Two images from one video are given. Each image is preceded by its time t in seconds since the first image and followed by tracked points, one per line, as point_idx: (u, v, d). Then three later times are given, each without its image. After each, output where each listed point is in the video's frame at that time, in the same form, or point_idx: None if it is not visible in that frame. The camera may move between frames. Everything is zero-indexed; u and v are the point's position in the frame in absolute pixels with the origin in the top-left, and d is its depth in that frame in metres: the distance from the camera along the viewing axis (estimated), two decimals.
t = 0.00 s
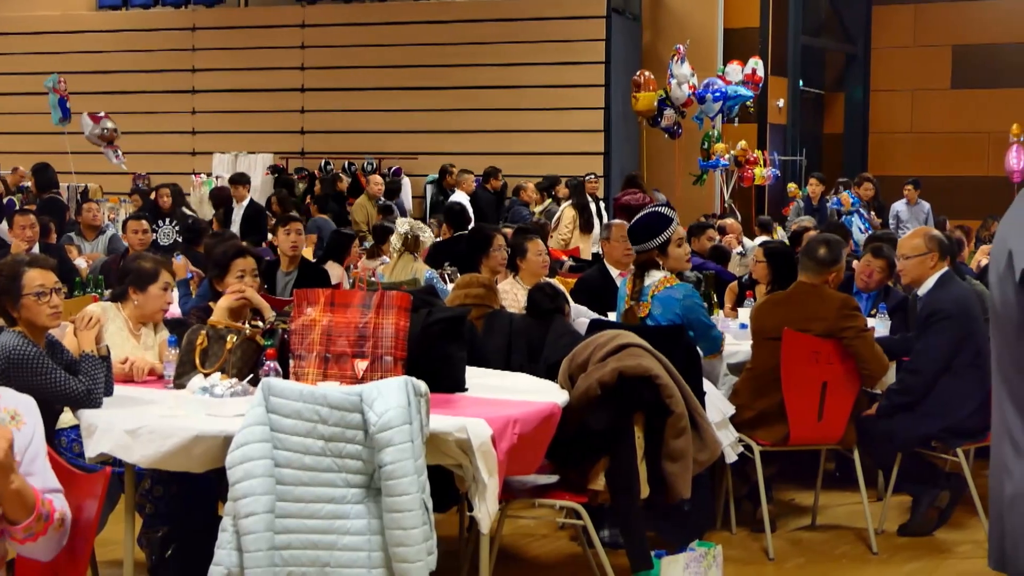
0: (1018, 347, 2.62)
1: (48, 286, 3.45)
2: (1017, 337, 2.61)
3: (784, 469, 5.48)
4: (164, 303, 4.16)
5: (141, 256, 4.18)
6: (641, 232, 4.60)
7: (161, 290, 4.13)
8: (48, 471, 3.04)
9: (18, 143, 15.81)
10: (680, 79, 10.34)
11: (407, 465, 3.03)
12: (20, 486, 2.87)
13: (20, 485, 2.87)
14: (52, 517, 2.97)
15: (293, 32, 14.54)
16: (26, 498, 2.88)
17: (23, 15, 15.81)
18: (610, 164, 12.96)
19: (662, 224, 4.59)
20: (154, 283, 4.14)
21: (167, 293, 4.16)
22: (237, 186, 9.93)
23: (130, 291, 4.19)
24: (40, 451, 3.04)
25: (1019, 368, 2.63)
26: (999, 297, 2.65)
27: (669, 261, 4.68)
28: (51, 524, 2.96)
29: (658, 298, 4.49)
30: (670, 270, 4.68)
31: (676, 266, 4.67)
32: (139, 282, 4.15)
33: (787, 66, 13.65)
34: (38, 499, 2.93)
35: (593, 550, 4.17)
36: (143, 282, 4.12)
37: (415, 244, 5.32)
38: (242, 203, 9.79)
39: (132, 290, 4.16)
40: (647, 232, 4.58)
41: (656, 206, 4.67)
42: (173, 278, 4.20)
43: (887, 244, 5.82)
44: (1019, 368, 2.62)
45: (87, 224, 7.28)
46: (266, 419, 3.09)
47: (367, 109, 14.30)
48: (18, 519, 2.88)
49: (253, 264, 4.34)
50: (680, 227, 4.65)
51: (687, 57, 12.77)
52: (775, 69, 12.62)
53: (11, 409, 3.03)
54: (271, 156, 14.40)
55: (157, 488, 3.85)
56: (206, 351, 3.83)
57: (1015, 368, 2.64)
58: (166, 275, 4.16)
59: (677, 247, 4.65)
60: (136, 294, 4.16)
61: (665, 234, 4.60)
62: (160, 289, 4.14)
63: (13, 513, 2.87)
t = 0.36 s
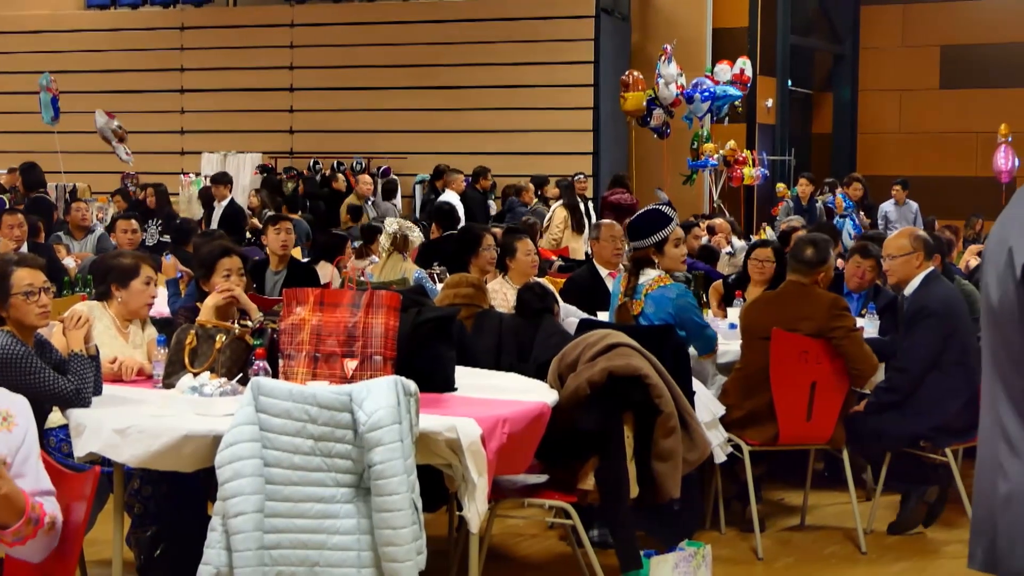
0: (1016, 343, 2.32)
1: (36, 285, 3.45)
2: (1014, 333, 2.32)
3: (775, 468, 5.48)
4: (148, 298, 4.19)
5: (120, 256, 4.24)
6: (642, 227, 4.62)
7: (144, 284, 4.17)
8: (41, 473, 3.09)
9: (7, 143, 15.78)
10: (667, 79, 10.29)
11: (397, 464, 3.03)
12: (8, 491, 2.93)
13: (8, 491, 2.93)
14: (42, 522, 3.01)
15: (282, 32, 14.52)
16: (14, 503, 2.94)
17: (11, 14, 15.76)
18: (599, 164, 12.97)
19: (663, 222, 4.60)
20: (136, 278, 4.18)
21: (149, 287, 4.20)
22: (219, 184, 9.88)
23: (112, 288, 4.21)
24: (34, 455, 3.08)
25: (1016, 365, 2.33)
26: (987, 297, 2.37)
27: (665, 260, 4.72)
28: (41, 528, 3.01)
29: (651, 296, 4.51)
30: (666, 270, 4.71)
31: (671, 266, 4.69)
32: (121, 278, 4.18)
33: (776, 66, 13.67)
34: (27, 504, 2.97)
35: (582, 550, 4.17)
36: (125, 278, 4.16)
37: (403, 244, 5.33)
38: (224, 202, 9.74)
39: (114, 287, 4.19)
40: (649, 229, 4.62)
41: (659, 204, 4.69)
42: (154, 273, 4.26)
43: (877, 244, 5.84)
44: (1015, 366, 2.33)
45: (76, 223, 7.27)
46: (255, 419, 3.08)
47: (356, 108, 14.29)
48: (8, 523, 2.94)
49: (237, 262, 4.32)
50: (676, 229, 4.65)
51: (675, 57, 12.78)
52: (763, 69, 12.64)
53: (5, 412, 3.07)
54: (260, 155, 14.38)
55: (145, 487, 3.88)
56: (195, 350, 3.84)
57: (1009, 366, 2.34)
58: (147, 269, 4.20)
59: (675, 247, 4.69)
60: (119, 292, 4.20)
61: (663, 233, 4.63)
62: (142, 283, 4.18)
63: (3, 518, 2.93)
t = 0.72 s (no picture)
0: None
1: (40, 285, 3.44)
2: None
3: (777, 467, 5.49)
4: (147, 296, 4.18)
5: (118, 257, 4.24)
6: (647, 227, 4.57)
7: (143, 283, 4.16)
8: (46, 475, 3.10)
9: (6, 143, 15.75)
10: (665, 79, 10.32)
11: (397, 464, 3.02)
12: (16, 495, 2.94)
13: (17, 494, 2.94)
14: (49, 524, 3.02)
15: (281, 31, 14.51)
16: (23, 507, 2.95)
17: (10, 13, 15.73)
18: (598, 163, 12.98)
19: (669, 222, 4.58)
20: (134, 277, 4.17)
21: (147, 286, 4.18)
22: (210, 182, 9.86)
23: (111, 288, 4.20)
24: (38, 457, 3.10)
25: None
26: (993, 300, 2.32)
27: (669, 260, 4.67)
28: (47, 531, 3.02)
29: (655, 295, 4.52)
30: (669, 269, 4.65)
31: (676, 266, 4.66)
32: (119, 277, 4.17)
33: (776, 66, 13.69)
34: (35, 506, 2.98)
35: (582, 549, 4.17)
36: (123, 277, 4.16)
37: (404, 243, 5.33)
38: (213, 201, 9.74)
39: (113, 286, 4.18)
40: (652, 230, 4.58)
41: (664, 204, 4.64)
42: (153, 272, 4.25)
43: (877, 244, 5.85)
44: None
45: (77, 223, 7.26)
46: (256, 418, 3.08)
47: (356, 108, 14.29)
48: (15, 527, 2.95)
49: (241, 261, 4.32)
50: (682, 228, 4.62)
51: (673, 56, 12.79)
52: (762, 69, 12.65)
53: (9, 413, 3.09)
54: (260, 155, 14.36)
55: (146, 486, 3.87)
56: (196, 349, 3.83)
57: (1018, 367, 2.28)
58: (146, 268, 4.20)
59: (679, 247, 4.64)
60: (118, 291, 4.19)
61: (668, 233, 4.59)
62: (140, 282, 4.17)
63: (11, 521, 2.94)
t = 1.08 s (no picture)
0: None
1: (64, 284, 3.44)
2: None
3: (794, 468, 5.48)
4: (163, 295, 4.16)
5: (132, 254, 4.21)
6: (664, 228, 4.56)
7: (157, 282, 4.13)
8: (61, 472, 3.02)
9: (23, 143, 15.82)
10: (680, 78, 10.30)
11: (415, 463, 3.02)
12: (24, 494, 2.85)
13: (27, 493, 2.85)
14: (61, 522, 2.94)
15: (298, 31, 14.54)
16: (32, 505, 2.86)
17: (27, 14, 15.79)
18: (613, 163, 12.99)
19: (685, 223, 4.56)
20: (148, 275, 4.13)
21: (162, 284, 4.16)
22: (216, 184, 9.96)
23: (126, 285, 4.18)
24: (54, 453, 3.02)
25: None
26: (1015, 294, 2.61)
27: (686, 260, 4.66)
28: (59, 528, 2.93)
29: (675, 295, 4.53)
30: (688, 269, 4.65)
31: (693, 265, 4.65)
32: (134, 276, 4.14)
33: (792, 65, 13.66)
34: (46, 505, 2.90)
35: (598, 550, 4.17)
36: (137, 276, 4.12)
37: (420, 243, 5.33)
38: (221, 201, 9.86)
39: (127, 284, 4.16)
40: (669, 230, 4.56)
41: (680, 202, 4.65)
42: (168, 269, 4.22)
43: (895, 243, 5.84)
44: None
45: (95, 223, 7.26)
46: (274, 418, 3.07)
47: (371, 108, 14.31)
48: (26, 525, 2.88)
49: (261, 259, 4.30)
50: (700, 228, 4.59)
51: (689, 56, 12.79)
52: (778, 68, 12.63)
53: (25, 409, 3.01)
54: (276, 155, 14.39)
55: (164, 485, 3.88)
56: (214, 349, 3.83)
57: None
58: (160, 266, 4.14)
59: (697, 248, 4.62)
60: (133, 289, 4.17)
61: (686, 233, 4.57)
62: (155, 280, 4.14)
63: (20, 519, 2.86)
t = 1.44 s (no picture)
0: None
1: (96, 283, 3.46)
2: None
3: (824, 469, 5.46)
4: (187, 292, 4.17)
5: (152, 254, 4.22)
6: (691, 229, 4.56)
7: (179, 279, 4.15)
8: (92, 461, 2.63)
9: (54, 143, 15.94)
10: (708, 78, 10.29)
11: (445, 464, 3.02)
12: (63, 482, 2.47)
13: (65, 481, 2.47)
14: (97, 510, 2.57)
15: (327, 32, 14.59)
16: (70, 493, 2.49)
17: (59, 15, 15.92)
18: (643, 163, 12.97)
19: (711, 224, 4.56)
20: (170, 273, 4.15)
21: (186, 282, 4.17)
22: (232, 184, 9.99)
23: (149, 285, 4.20)
24: (85, 442, 2.63)
25: None
26: None
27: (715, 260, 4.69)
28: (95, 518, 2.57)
29: (703, 295, 4.51)
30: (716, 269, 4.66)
31: (721, 265, 4.64)
32: (156, 275, 4.15)
33: (822, 65, 13.61)
34: (82, 492, 2.53)
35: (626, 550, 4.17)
36: (159, 275, 4.14)
37: (449, 243, 5.33)
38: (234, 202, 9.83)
39: (150, 285, 4.17)
40: (697, 229, 4.59)
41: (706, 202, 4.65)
42: (191, 268, 4.24)
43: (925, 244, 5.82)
44: None
45: (125, 223, 7.30)
46: (303, 417, 3.06)
47: (400, 108, 14.34)
48: (61, 515, 2.50)
49: (295, 258, 4.33)
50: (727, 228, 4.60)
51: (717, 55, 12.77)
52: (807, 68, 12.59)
53: (53, 401, 2.61)
54: (306, 155, 14.43)
55: (194, 485, 3.89)
56: (245, 349, 3.85)
57: None
58: (181, 263, 4.17)
59: (725, 246, 4.64)
60: (156, 289, 4.18)
61: (714, 232, 4.59)
62: (177, 278, 4.15)
63: (56, 509, 2.49)
